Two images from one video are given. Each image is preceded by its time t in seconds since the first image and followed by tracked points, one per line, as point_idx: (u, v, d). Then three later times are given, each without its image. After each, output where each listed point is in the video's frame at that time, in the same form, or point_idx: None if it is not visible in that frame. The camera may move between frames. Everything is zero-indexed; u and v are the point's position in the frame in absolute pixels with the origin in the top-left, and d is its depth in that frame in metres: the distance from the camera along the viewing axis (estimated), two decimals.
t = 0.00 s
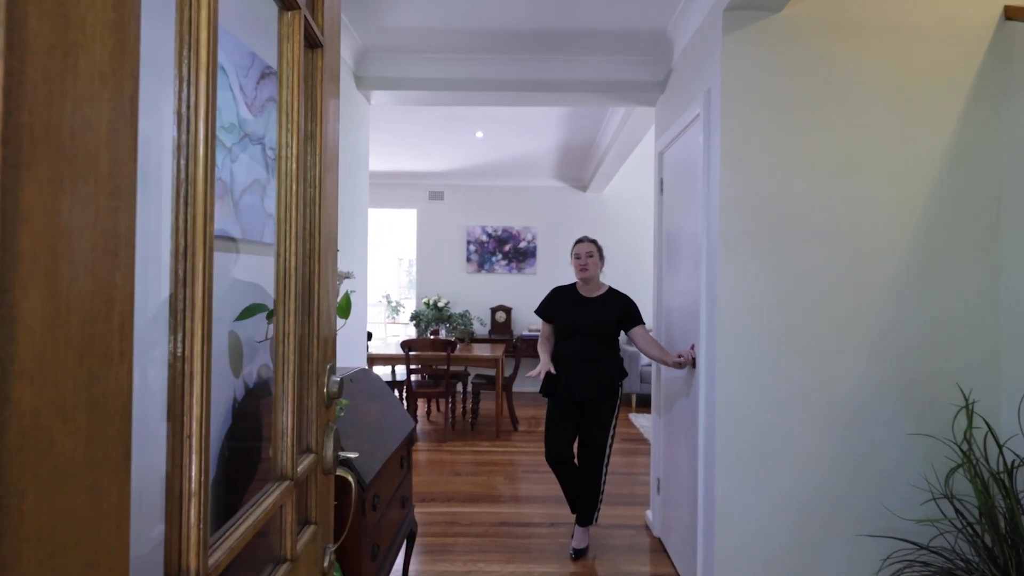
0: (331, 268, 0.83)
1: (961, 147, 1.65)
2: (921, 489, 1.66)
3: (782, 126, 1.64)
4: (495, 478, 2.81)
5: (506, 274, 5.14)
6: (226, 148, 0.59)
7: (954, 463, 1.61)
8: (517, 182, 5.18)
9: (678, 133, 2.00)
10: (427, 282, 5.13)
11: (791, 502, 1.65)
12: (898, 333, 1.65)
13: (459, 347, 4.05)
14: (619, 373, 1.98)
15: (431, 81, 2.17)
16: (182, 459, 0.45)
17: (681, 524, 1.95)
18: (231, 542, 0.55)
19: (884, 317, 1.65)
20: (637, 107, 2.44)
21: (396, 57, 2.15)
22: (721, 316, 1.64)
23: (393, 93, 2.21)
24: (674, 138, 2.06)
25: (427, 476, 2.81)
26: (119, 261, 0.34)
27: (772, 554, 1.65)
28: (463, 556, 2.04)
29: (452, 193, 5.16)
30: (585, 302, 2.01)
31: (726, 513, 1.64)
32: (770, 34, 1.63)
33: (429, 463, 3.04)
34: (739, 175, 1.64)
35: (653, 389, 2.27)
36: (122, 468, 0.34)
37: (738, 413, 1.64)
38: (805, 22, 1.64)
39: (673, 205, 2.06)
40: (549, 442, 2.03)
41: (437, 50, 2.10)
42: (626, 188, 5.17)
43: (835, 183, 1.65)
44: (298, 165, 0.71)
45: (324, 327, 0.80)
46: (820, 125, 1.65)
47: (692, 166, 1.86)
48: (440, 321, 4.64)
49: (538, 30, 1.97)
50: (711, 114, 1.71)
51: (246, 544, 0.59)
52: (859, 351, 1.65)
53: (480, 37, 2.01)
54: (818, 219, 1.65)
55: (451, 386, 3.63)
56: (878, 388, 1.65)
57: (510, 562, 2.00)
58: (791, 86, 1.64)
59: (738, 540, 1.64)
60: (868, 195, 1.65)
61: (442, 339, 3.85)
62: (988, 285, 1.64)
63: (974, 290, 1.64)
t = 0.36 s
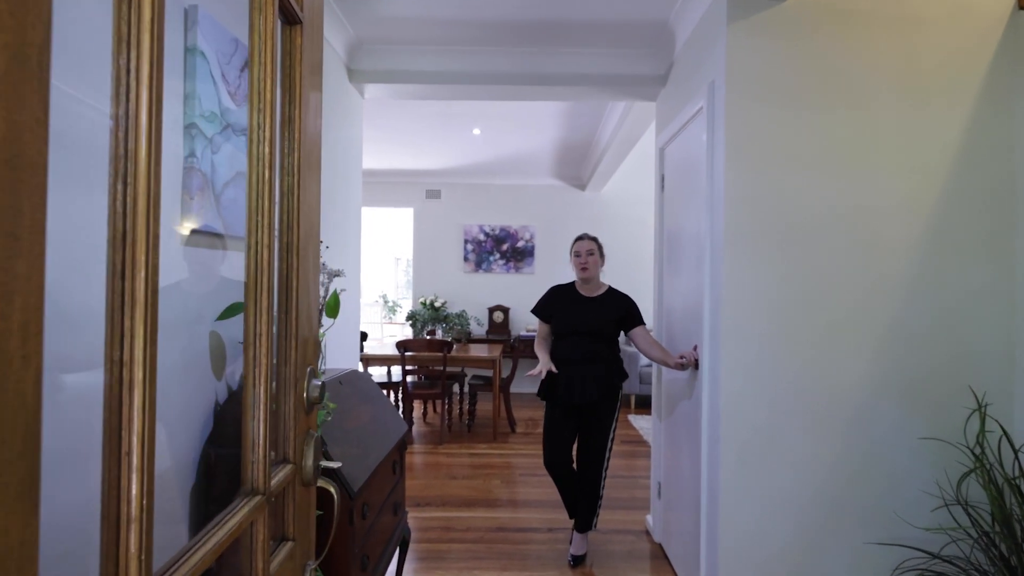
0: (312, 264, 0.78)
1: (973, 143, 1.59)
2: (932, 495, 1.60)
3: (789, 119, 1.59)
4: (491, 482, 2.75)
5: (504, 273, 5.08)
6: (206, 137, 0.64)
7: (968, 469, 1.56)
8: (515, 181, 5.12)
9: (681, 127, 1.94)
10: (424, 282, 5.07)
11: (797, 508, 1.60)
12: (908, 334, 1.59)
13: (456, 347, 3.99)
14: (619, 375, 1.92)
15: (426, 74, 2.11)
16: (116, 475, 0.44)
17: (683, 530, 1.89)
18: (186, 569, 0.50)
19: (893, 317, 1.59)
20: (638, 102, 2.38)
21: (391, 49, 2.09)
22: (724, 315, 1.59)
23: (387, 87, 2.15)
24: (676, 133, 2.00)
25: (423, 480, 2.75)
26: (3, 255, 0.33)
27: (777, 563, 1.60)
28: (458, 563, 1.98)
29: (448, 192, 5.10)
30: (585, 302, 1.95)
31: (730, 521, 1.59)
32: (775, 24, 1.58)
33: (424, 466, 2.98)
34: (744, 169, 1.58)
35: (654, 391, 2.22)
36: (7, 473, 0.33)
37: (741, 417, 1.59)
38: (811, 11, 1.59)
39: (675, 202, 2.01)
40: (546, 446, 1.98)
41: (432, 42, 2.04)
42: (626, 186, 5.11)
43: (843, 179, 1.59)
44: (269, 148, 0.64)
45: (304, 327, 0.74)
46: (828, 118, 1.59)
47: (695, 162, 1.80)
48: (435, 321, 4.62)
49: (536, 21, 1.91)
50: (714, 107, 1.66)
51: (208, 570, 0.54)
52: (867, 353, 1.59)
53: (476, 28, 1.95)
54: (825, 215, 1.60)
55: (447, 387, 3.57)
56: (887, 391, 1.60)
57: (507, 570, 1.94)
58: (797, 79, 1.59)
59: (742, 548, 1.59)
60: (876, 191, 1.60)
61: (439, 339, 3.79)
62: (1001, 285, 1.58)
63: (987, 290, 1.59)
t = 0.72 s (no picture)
0: (292, 264, 0.72)
1: (986, 137, 1.54)
2: (943, 501, 1.55)
3: (795, 113, 1.54)
4: (488, 486, 2.69)
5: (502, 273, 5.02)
6: (187, 128, 0.67)
7: (981, 474, 1.51)
8: (513, 179, 5.06)
9: (683, 122, 1.88)
10: (421, 281, 5.01)
11: (803, 516, 1.55)
12: (919, 335, 1.54)
13: (453, 348, 3.93)
14: (620, 378, 1.87)
15: (421, 67, 2.05)
16: (38, 505, 0.40)
17: (685, 537, 1.84)
18: None
19: (903, 317, 1.54)
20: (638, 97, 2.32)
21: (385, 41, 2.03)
22: (729, 316, 1.53)
23: (382, 81, 2.09)
24: (678, 128, 1.94)
25: (418, 484, 2.70)
26: None
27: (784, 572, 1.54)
28: (453, 571, 1.92)
29: (445, 190, 5.04)
30: (585, 302, 1.89)
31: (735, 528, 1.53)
32: (782, 15, 1.53)
33: (420, 469, 2.92)
34: (749, 165, 1.53)
35: (655, 394, 2.16)
36: None
37: (747, 421, 1.54)
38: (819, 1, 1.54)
39: (676, 199, 1.95)
40: (545, 450, 1.91)
41: (427, 34, 1.99)
42: (625, 185, 5.06)
43: (852, 175, 1.54)
44: (240, 134, 0.59)
45: (283, 329, 0.69)
46: (836, 112, 1.54)
47: (698, 157, 1.75)
48: (432, 322, 4.55)
49: (534, 12, 1.85)
50: (718, 101, 1.60)
51: None
52: (877, 354, 1.54)
53: (473, 20, 1.89)
54: (833, 213, 1.54)
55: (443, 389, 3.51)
56: (897, 394, 1.54)
57: None
58: (805, 72, 1.54)
59: (747, 556, 1.54)
60: (886, 188, 1.54)
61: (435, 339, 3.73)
62: (1015, 284, 1.53)
63: (999, 289, 1.54)
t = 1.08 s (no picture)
0: (268, 264, 0.67)
1: (997, 134, 1.49)
2: (954, 509, 1.50)
3: (801, 107, 1.48)
4: (484, 490, 2.63)
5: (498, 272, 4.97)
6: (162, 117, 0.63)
7: (994, 482, 1.46)
8: (509, 178, 5.00)
9: (685, 119, 1.83)
10: (417, 281, 4.95)
11: (810, 525, 1.49)
12: (929, 337, 1.49)
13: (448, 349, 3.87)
14: (620, 381, 1.81)
15: (414, 61, 1.99)
16: None
17: (687, 546, 1.79)
18: None
19: (913, 319, 1.49)
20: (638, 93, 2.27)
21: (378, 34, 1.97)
22: (733, 319, 1.48)
23: (374, 75, 2.03)
24: (680, 124, 1.89)
25: (413, 489, 2.64)
26: None
27: None
28: None
29: (441, 189, 4.98)
30: (584, 303, 1.84)
31: (739, 538, 1.48)
32: (787, 7, 1.48)
33: (415, 473, 2.86)
34: (754, 162, 1.47)
35: (655, 397, 2.11)
36: None
37: (752, 427, 1.48)
38: None
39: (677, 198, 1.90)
40: (542, 456, 1.85)
41: (421, 26, 1.93)
42: (623, 184, 5.01)
43: (860, 172, 1.49)
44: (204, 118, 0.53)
45: (257, 334, 0.64)
46: (843, 107, 1.49)
47: (701, 153, 1.69)
48: (428, 322, 4.47)
49: (531, 4, 1.79)
50: (722, 96, 1.55)
51: None
52: (886, 357, 1.49)
53: (468, 12, 1.83)
54: (841, 211, 1.49)
55: (439, 391, 3.45)
56: (907, 398, 1.49)
57: None
58: (812, 65, 1.48)
59: (752, 567, 1.48)
60: (895, 185, 1.49)
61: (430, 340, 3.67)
62: None
63: (1011, 290, 1.49)
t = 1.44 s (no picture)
0: (239, 258, 0.60)
1: (1013, 125, 1.42)
2: (967, 517, 1.44)
3: (810, 98, 1.41)
4: (477, 495, 2.57)
5: (491, 272, 4.90)
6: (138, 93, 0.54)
7: (1006, 487, 1.40)
8: (503, 176, 4.94)
9: (686, 113, 1.76)
10: (408, 281, 4.87)
11: (817, 533, 1.43)
12: (942, 338, 1.42)
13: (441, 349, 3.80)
14: (618, 382, 1.75)
15: (404, 51, 1.92)
16: None
17: (687, 554, 1.72)
18: None
19: (925, 320, 1.42)
20: (636, 86, 2.20)
21: (366, 22, 1.90)
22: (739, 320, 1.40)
23: (363, 65, 1.95)
24: (680, 119, 1.82)
25: (404, 494, 2.56)
26: None
27: None
28: None
29: (433, 187, 4.91)
30: (581, 303, 1.77)
31: (744, 548, 1.42)
32: None
33: (406, 478, 2.79)
34: (760, 155, 1.40)
35: (654, 400, 2.05)
36: None
37: (757, 432, 1.41)
38: None
39: (678, 194, 1.84)
40: (538, 461, 1.79)
41: (411, 15, 1.85)
42: (618, 182, 4.95)
43: (871, 165, 1.42)
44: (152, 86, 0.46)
45: (226, 335, 0.57)
46: (854, 97, 1.41)
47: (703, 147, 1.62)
48: (420, 322, 4.41)
49: None
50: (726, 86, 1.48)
51: None
52: (897, 359, 1.42)
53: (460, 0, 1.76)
54: (851, 207, 1.41)
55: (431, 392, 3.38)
56: (919, 402, 1.42)
57: None
58: (820, 53, 1.41)
59: None
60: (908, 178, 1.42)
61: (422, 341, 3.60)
62: None
63: None
